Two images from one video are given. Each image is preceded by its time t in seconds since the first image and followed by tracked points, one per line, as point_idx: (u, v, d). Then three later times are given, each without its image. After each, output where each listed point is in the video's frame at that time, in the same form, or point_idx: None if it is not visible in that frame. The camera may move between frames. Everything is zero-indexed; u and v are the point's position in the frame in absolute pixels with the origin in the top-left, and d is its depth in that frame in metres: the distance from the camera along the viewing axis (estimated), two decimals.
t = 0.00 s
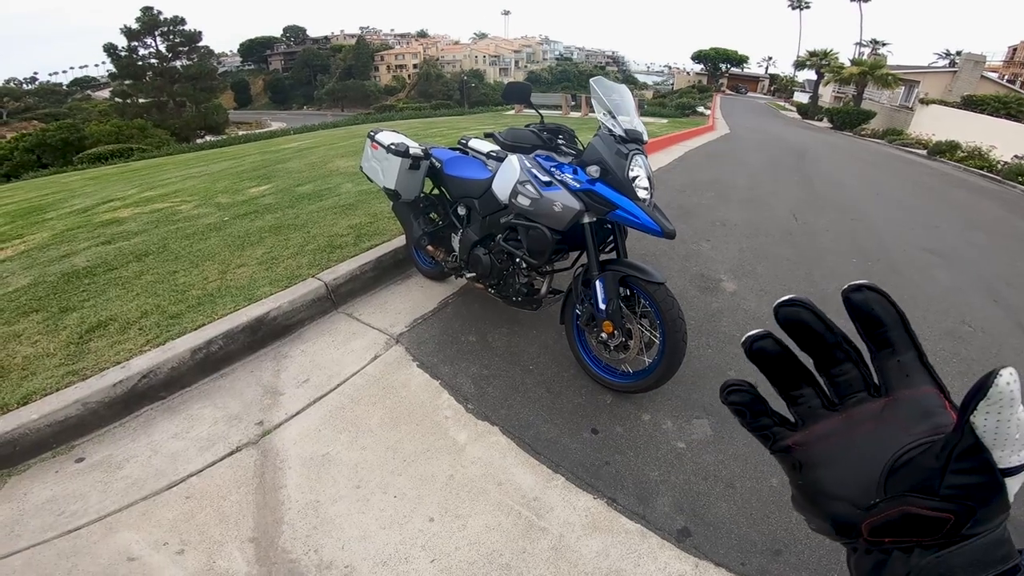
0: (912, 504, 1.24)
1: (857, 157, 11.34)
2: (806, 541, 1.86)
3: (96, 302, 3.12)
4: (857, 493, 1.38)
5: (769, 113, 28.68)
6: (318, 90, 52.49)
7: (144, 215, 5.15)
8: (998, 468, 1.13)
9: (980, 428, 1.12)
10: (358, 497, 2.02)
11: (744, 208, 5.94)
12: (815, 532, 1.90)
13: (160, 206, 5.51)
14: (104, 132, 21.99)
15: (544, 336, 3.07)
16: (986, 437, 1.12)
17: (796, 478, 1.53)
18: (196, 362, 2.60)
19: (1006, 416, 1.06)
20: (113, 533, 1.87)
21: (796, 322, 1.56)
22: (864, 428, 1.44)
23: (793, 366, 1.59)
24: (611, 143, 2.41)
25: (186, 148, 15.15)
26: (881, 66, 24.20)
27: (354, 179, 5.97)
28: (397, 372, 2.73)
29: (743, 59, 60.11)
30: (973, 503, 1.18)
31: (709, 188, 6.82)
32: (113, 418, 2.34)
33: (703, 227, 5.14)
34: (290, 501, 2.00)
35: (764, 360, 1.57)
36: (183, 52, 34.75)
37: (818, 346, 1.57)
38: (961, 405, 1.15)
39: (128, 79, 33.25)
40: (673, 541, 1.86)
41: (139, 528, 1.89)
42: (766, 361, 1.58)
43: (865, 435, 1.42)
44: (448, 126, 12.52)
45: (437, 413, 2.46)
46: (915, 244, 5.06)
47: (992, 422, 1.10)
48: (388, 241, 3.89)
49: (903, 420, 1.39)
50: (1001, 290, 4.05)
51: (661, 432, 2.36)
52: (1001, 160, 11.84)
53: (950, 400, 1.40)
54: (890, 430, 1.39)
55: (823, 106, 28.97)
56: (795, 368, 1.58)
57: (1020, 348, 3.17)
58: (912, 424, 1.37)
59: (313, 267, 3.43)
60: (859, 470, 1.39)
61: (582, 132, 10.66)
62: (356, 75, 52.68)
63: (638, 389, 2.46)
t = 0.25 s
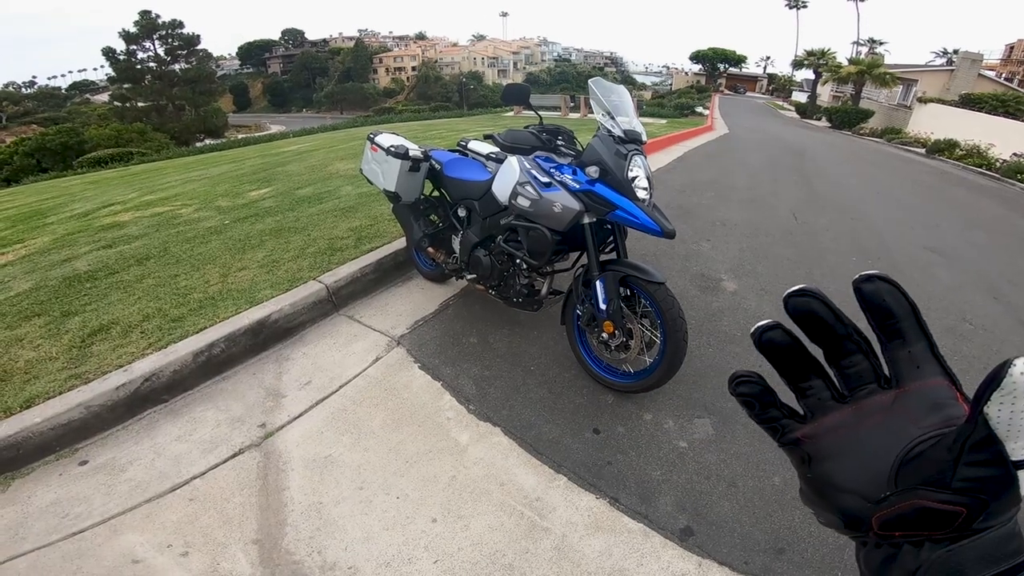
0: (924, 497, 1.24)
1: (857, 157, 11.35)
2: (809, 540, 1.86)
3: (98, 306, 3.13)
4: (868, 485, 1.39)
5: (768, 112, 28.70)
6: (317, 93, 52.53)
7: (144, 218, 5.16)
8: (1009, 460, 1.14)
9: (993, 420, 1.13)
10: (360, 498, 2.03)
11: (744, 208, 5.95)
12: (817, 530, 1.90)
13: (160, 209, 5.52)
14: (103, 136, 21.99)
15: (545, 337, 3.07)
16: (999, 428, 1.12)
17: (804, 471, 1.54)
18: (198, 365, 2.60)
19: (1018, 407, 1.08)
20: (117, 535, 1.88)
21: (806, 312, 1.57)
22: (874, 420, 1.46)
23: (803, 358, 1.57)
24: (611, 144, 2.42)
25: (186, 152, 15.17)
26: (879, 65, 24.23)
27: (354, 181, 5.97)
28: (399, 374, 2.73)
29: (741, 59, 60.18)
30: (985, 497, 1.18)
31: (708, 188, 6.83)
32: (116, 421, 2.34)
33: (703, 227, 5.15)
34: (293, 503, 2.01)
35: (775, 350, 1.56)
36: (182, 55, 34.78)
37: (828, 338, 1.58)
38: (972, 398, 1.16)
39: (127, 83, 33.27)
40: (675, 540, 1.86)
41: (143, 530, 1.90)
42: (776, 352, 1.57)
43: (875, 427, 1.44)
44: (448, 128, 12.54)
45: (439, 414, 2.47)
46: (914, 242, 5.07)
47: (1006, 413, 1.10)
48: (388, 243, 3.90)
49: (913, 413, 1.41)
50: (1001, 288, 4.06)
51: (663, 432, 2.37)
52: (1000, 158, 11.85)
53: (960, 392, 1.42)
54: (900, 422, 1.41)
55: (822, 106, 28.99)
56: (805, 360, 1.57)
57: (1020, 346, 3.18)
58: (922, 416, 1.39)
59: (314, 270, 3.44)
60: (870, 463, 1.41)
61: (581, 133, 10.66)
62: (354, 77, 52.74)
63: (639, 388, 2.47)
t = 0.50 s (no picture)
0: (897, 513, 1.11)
1: (854, 155, 11.38)
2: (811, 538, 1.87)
3: (98, 310, 3.14)
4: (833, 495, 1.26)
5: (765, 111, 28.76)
6: (314, 96, 52.53)
7: (143, 223, 5.16)
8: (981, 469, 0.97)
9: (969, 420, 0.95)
10: (362, 500, 2.03)
11: (742, 207, 5.96)
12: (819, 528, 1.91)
13: (159, 213, 5.52)
14: (101, 141, 21.97)
15: (544, 338, 3.08)
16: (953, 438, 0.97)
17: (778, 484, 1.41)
18: (199, 368, 2.61)
19: (974, 411, 0.93)
20: (120, 538, 1.88)
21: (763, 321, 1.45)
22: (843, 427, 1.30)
23: (763, 366, 1.46)
24: (608, 144, 2.43)
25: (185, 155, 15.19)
26: (875, 64, 24.31)
27: (352, 184, 5.98)
28: (400, 376, 2.73)
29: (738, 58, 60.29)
30: (954, 506, 1.04)
31: (706, 187, 6.85)
32: (117, 425, 2.34)
33: (702, 226, 5.16)
34: (295, 505, 2.01)
35: (733, 361, 1.45)
36: (179, 59, 34.75)
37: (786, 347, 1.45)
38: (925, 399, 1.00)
39: (124, 87, 33.25)
40: (677, 539, 1.87)
41: (145, 533, 1.90)
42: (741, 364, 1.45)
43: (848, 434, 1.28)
44: (445, 130, 12.54)
45: (440, 415, 2.47)
46: (912, 240, 5.09)
47: (953, 419, 0.96)
48: (387, 245, 3.91)
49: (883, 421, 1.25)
50: (999, 285, 4.07)
51: (664, 431, 2.37)
52: (997, 155, 11.89)
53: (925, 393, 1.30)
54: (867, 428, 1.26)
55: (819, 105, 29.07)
56: (769, 367, 1.45)
57: (1019, 342, 3.19)
58: (889, 421, 1.25)
59: (313, 273, 3.45)
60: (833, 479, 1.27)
61: (579, 134, 10.68)
62: (351, 80, 52.78)
63: (639, 388, 2.47)
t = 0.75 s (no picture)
0: None
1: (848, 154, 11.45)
2: (809, 538, 1.88)
3: (95, 316, 3.13)
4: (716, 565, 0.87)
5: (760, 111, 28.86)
6: (310, 98, 52.50)
7: (139, 228, 5.15)
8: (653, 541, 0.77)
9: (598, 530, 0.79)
10: (360, 504, 2.04)
11: (738, 207, 5.98)
12: (816, 528, 1.92)
13: (155, 219, 5.51)
14: (96, 145, 21.90)
15: (541, 340, 3.09)
16: None
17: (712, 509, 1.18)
18: (196, 373, 2.60)
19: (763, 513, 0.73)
20: (118, 544, 1.87)
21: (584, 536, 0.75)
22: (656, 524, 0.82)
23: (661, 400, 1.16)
24: (601, 146, 2.43)
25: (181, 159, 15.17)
26: (868, 63, 24.43)
27: (348, 187, 5.98)
28: (397, 379, 2.74)
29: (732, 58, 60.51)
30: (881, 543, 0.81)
31: (701, 187, 6.87)
32: (114, 430, 2.34)
33: (697, 226, 5.18)
34: (293, 509, 2.01)
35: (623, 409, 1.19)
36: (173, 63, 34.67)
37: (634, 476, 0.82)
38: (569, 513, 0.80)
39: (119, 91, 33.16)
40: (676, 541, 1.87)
41: (144, 538, 1.90)
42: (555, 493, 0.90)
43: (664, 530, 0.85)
44: (441, 132, 12.55)
45: (437, 418, 2.48)
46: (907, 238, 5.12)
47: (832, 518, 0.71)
48: (383, 248, 3.91)
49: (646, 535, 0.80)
50: (993, 282, 4.10)
51: (660, 432, 2.38)
52: (989, 153, 11.97)
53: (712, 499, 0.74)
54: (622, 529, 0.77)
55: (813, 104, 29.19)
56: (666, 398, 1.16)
57: (1013, 339, 3.21)
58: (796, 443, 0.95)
59: (310, 277, 3.45)
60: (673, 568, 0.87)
61: (574, 135, 10.70)
62: (347, 82, 52.80)
63: (635, 389, 2.48)
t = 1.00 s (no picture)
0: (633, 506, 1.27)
1: (845, 151, 11.48)
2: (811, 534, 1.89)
3: (92, 319, 3.12)
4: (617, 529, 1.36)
5: (756, 108, 28.91)
6: (306, 99, 52.40)
7: (135, 230, 5.13)
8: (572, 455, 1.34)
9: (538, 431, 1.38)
10: (361, 504, 2.04)
11: (735, 204, 5.99)
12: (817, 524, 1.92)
13: (151, 221, 5.50)
14: (91, 148, 21.82)
15: (540, 338, 3.09)
16: (666, 549, 1.19)
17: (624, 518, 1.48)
18: (195, 375, 2.60)
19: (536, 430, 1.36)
20: (120, 545, 1.87)
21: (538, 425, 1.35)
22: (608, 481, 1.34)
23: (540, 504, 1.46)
24: (598, 144, 2.44)
25: (177, 161, 15.14)
26: (863, 60, 24.51)
27: (346, 188, 5.98)
28: (396, 379, 2.74)
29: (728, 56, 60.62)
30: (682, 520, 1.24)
31: (698, 185, 6.88)
32: (114, 433, 2.34)
33: (695, 224, 5.19)
34: (294, 509, 2.02)
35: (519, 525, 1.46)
36: (168, 65, 34.54)
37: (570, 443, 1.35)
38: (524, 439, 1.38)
39: (114, 94, 33.08)
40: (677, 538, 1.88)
41: (145, 540, 1.90)
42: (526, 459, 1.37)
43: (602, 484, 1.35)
44: (438, 132, 12.54)
45: (436, 417, 2.48)
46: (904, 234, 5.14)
47: (663, 535, 1.19)
48: (381, 249, 3.91)
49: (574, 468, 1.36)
50: (991, 277, 4.12)
51: (660, 429, 2.39)
52: (985, 148, 12.02)
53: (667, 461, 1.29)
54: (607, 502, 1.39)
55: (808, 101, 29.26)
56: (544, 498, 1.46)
57: (1011, 333, 3.23)
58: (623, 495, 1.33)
59: (308, 278, 3.45)
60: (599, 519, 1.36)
61: (571, 133, 10.71)
62: (343, 83, 52.85)
63: (634, 386, 2.49)
